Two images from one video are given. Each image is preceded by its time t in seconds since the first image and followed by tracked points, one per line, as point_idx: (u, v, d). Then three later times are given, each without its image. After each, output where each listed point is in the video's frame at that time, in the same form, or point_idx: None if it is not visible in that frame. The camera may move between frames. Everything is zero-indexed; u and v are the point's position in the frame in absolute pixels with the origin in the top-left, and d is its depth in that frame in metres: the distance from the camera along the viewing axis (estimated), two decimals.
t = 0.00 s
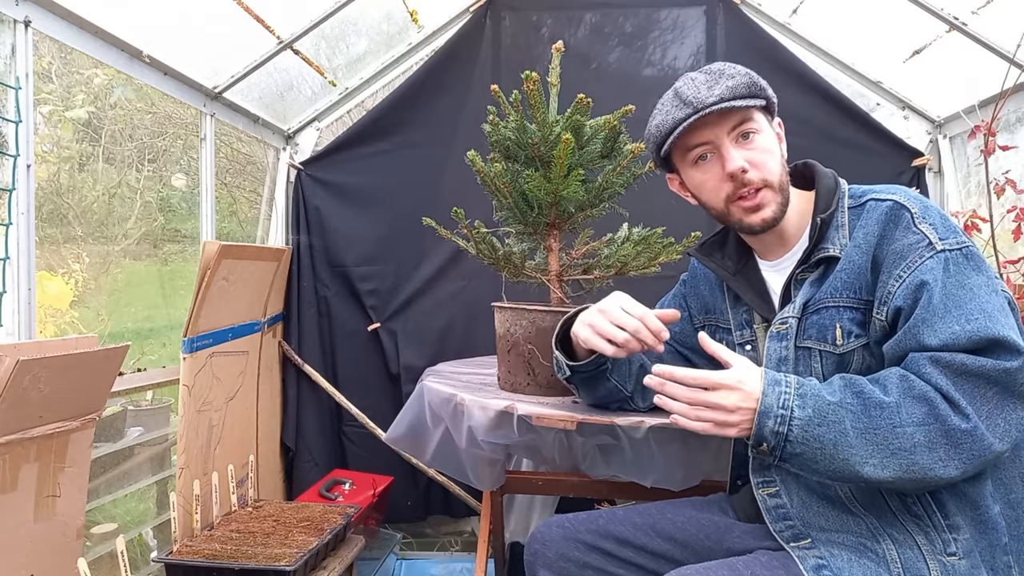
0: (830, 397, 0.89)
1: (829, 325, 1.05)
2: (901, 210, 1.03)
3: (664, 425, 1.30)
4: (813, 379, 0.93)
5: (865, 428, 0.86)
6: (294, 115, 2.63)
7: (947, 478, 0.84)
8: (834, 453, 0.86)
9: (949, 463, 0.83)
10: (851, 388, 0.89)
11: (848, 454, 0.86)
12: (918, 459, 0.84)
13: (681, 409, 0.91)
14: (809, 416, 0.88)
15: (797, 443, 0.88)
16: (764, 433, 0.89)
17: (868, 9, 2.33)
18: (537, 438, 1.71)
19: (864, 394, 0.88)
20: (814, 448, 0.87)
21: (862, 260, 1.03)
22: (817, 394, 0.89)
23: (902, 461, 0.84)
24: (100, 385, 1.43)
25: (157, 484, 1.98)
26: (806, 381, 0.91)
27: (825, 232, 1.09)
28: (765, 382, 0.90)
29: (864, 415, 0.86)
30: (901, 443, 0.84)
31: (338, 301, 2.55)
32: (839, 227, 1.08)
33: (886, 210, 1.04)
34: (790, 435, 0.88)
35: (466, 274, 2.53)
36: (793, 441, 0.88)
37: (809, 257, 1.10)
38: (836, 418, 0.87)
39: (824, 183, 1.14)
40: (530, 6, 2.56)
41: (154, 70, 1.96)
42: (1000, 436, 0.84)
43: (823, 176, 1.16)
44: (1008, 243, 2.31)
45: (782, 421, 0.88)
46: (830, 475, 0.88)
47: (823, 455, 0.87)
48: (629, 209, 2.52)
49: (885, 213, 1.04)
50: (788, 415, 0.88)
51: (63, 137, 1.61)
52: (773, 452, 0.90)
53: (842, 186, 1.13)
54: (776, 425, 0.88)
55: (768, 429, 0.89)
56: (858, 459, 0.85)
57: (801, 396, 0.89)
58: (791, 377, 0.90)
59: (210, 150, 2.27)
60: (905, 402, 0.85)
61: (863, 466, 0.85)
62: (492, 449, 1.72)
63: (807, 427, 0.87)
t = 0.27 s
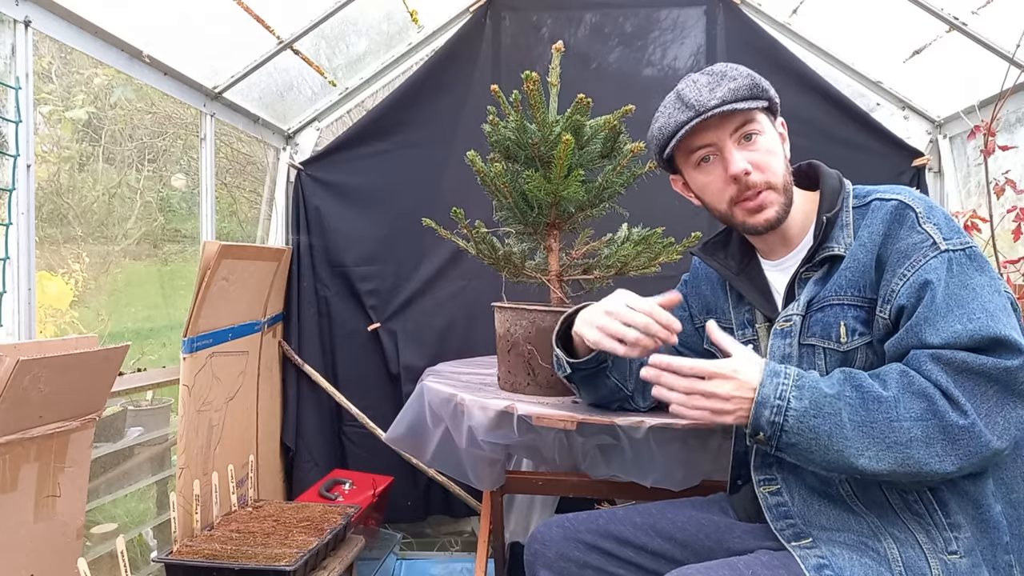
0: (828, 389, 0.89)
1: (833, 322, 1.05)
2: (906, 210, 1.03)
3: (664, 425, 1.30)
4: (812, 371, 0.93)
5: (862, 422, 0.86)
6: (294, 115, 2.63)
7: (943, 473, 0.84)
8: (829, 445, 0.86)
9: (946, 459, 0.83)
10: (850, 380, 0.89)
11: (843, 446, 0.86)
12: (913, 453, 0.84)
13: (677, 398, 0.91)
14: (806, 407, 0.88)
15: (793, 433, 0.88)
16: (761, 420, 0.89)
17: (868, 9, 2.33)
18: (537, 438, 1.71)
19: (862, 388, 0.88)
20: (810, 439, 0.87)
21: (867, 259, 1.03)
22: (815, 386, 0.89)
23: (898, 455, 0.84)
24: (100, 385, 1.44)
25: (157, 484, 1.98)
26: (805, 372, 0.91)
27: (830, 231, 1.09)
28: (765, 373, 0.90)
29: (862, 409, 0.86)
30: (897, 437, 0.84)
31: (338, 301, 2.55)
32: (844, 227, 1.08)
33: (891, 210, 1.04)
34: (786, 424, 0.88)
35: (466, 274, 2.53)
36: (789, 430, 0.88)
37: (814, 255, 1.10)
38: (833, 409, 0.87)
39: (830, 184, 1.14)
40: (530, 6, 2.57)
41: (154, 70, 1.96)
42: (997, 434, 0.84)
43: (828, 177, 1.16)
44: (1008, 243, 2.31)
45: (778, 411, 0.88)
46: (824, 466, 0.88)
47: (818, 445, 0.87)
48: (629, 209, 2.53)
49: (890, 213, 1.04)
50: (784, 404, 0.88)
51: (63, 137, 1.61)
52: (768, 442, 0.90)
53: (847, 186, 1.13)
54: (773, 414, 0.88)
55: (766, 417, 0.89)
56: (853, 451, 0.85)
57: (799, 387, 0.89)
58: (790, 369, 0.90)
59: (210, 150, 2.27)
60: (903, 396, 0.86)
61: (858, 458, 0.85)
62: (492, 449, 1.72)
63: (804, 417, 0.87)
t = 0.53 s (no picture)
0: (855, 402, 0.88)
1: (832, 321, 1.05)
2: (904, 209, 1.03)
3: (664, 426, 1.29)
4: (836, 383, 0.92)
5: (888, 432, 0.85)
6: (294, 115, 2.63)
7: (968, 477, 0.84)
8: (859, 458, 0.85)
9: (968, 463, 0.84)
10: (872, 390, 0.88)
11: (873, 459, 0.85)
12: (939, 460, 0.84)
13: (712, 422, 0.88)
14: (838, 421, 0.86)
15: (826, 448, 0.86)
16: (794, 438, 0.87)
17: (868, 9, 2.33)
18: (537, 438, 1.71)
19: (887, 398, 0.87)
20: (843, 454, 0.86)
21: (867, 258, 1.03)
22: (844, 399, 0.88)
23: (925, 463, 0.84)
24: (100, 385, 1.43)
25: (157, 484, 1.98)
26: (830, 385, 0.90)
27: (828, 230, 1.09)
28: (793, 386, 0.88)
29: (886, 418, 0.86)
30: (924, 445, 0.84)
31: (338, 301, 2.55)
32: (842, 226, 1.08)
33: (889, 209, 1.04)
34: (817, 440, 0.86)
35: (466, 274, 2.53)
36: (821, 446, 0.86)
37: (812, 254, 1.09)
38: (861, 422, 0.86)
39: (828, 184, 1.15)
40: (530, 6, 2.57)
41: (154, 70, 1.96)
42: (1016, 434, 0.84)
43: (825, 177, 1.16)
44: (1007, 243, 2.31)
45: (811, 426, 0.86)
46: (854, 479, 0.87)
47: (849, 459, 0.86)
48: (629, 209, 2.53)
49: (889, 211, 1.04)
50: (816, 420, 0.86)
51: (63, 137, 1.61)
52: (799, 458, 0.88)
53: (844, 186, 1.14)
54: (805, 431, 0.86)
55: (798, 434, 0.87)
56: (884, 464, 0.84)
57: (829, 400, 0.87)
58: (818, 380, 0.89)
59: (210, 150, 2.27)
60: (925, 403, 0.85)
61: (888, 470, 0.84)
62: (492, 449, 1.72)
63: (836, 431, 0.86)
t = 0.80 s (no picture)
0: (850, 410, 0.88)
1: (829, 324, 1.05)
2: (901, 210, 1.03)
3: (663, 425, 1.28)
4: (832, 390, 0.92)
5: (884, 440, 0.85)
6: (294, 115, 2.63)
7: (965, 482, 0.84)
8: (855, 466, 0.85)
9: (965, 469, 0.83)
10: (868, 398, 0.89)
11: (869, 468, 0.85)
12: (935, 467, 0.84)
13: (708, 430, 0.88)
14: (833, 430, 0.86)
15: (821, 457, 0.86)
16: (788, 447, 0.87)
17: (868, 9, 2.33)
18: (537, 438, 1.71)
19: (882, 405, 0.87)
20: (839, 463, 0.86)
21: (863, 260, 1.03)
22: (839, 407, 0.88)
23: (921, 470, 0.84)
24: (100, 386, 1.43)
25: (157, 484, 1.98)
26: (826, 393, 0.90)
27: (824, 231, 1.09)
28: (787, 395, 0.88)
29: (882, 425, 0.86)
30: (919, 452, 0.84)
31: (338, 301, 2.55)
32: (838, 227, 1.08)
33: (886, 210, 1.05)
34: (813, 450, 0.86)
35: (466, 274, 2.53)
36: (817, 455, 0.86)
37: (809, 256, 1.09)
38: (857, 431, 0.86)
39: (823, 183, 1.14)
40: (530, 6, 2.57)
41: (154, 70, 1.96)
42: (1012, 438, 0.84)
43: (822, 176, 1.15)
44: (1007, 243, 2.30)
45: (807, 436, 0.86)
46: (850, 487, 0.87)
47: (845, 468, 0.86)
48: (629, 209, 2.53)
49: (884, 213, 1.04)
50: (811, 429, 0.87)
51: (63, 137, 1.61)
52: (796, 467, 0.88)
53: (841, 186, 1.13)
54: (800, 440, 0.87)
55: (793, 443, 0.87)
56: (879, 472, 0.84)
57: (824, 409, 0.87)
58: (813, 390, 0.89)
59: (210, 150, 2.27)
60: (921, 409, 0.85)
61: (884, 479, 0.85)
62: (492, 449, 1.72)
63: (831, 441, 0.86)
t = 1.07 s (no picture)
0: (850, 410, 0.88)
1: (828, 326, 1.05)
2: (900, 212, 1.03)
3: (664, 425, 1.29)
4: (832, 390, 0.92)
5: (885, 440, 0.85)
6: (294, 115, 2.63)
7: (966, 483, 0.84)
8: (855, 466, 0.86)
9: (966, 470, 0.83)
10: (868, 398, 0.89)
11: (869, 468, 0.85)
12: (936, 467, 0.83)
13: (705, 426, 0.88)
14: (833, 429, 0.86)
15: (821, 457, 0.86)
16: (789, 446, 0.87)
17: (868, 9, 2.33)
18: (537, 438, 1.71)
19: (883, 405, 0.87)
20: (839, 462, 0.86)
21: (863, 262, 1.04)
22: (839, 407, 0.88)
23: (921, 470, 0.84)
24: (100, 386, 1.43)
25: (157, 484, 1.98)
26: (826, 393, 0.90)
27: (823, 232, 1.09)
28: (787, 395, 0.88)
29: (882, 425, 0.86)
30: (920, 452, 0.84)
31: (338, 301, 2.55)
32: (838, 228, 1.08)
33: (885, 212, 1.05)
34: (813, 449, 0.86)
35: (466, 274, 2.53)
36: (816, 455, 0.87)
37: (808, 257, 1.09)
38: (857, 430, 0.86)
39: (822, 183, 1.14)
40: (530, 6, 2.57)
41: (154, 70, 1.96)
42: (1013, 440, 0.84)
43: (821, 176, 1.15)
44: (1007, 243, 2.31)
45: (806, 436, 0.87)
46: (850, 488, 0.87)
47: (845, 467, 0.86)
48: (629, 209, 2.53)
49: (884, 214, 1.05)
50: (811, 429, 0.87)
51: (63, 137, 1.61)
52: (796, 467, 0.88)
53: (840, 186, 1.13)
54: (800, 440, 0.87)
55: (793, 442, 0.87)
56: (880, 472, 0.84)
57: (823, 409, 0.87)
58: (812, 390, 0.89)
59: (210, 150, 2.27)
60: (921, 410, 0.85)
61: (885, 479, 0.85)
62: (492, 449, 1.72)
63: (831, 440, 0.86)
